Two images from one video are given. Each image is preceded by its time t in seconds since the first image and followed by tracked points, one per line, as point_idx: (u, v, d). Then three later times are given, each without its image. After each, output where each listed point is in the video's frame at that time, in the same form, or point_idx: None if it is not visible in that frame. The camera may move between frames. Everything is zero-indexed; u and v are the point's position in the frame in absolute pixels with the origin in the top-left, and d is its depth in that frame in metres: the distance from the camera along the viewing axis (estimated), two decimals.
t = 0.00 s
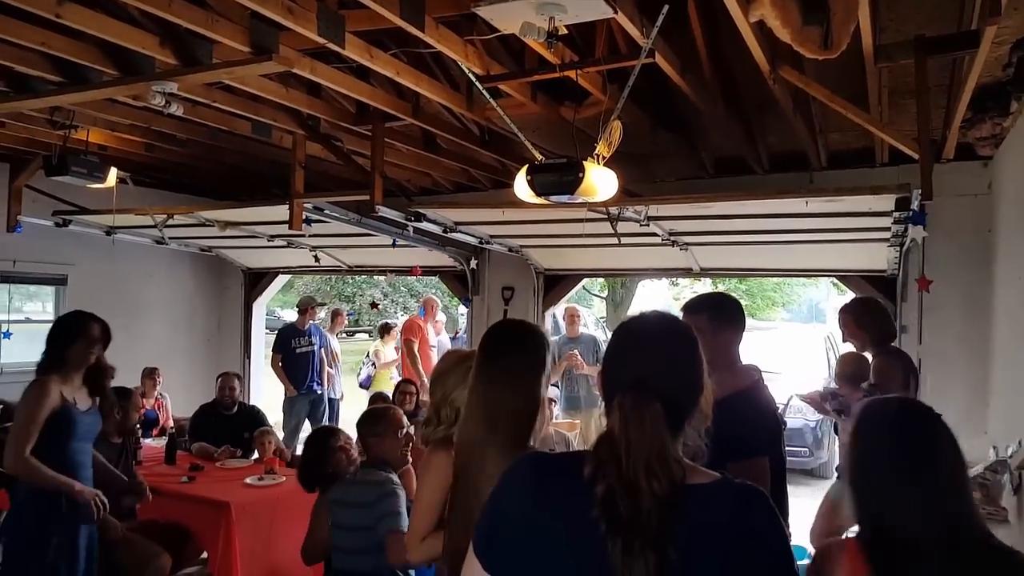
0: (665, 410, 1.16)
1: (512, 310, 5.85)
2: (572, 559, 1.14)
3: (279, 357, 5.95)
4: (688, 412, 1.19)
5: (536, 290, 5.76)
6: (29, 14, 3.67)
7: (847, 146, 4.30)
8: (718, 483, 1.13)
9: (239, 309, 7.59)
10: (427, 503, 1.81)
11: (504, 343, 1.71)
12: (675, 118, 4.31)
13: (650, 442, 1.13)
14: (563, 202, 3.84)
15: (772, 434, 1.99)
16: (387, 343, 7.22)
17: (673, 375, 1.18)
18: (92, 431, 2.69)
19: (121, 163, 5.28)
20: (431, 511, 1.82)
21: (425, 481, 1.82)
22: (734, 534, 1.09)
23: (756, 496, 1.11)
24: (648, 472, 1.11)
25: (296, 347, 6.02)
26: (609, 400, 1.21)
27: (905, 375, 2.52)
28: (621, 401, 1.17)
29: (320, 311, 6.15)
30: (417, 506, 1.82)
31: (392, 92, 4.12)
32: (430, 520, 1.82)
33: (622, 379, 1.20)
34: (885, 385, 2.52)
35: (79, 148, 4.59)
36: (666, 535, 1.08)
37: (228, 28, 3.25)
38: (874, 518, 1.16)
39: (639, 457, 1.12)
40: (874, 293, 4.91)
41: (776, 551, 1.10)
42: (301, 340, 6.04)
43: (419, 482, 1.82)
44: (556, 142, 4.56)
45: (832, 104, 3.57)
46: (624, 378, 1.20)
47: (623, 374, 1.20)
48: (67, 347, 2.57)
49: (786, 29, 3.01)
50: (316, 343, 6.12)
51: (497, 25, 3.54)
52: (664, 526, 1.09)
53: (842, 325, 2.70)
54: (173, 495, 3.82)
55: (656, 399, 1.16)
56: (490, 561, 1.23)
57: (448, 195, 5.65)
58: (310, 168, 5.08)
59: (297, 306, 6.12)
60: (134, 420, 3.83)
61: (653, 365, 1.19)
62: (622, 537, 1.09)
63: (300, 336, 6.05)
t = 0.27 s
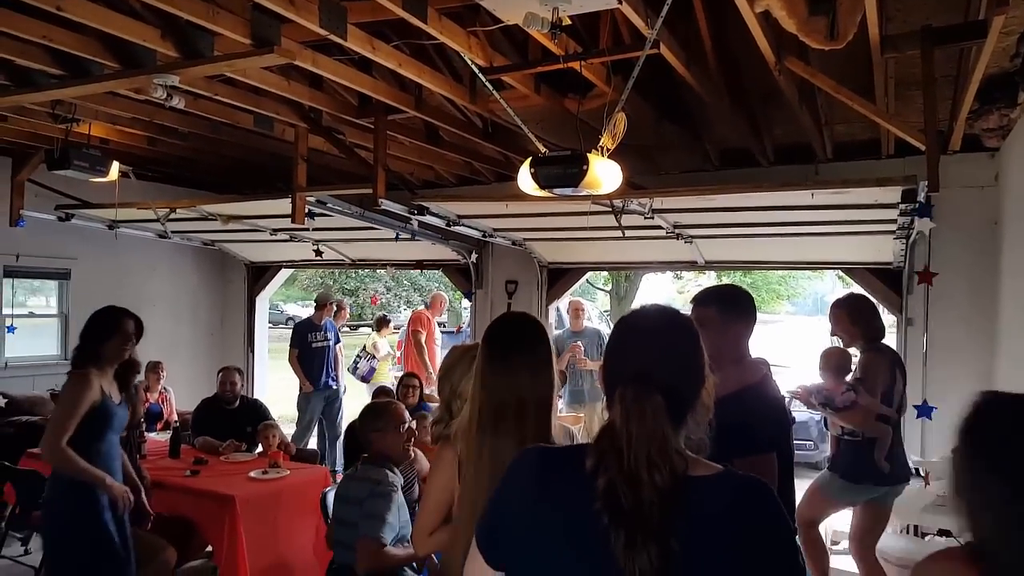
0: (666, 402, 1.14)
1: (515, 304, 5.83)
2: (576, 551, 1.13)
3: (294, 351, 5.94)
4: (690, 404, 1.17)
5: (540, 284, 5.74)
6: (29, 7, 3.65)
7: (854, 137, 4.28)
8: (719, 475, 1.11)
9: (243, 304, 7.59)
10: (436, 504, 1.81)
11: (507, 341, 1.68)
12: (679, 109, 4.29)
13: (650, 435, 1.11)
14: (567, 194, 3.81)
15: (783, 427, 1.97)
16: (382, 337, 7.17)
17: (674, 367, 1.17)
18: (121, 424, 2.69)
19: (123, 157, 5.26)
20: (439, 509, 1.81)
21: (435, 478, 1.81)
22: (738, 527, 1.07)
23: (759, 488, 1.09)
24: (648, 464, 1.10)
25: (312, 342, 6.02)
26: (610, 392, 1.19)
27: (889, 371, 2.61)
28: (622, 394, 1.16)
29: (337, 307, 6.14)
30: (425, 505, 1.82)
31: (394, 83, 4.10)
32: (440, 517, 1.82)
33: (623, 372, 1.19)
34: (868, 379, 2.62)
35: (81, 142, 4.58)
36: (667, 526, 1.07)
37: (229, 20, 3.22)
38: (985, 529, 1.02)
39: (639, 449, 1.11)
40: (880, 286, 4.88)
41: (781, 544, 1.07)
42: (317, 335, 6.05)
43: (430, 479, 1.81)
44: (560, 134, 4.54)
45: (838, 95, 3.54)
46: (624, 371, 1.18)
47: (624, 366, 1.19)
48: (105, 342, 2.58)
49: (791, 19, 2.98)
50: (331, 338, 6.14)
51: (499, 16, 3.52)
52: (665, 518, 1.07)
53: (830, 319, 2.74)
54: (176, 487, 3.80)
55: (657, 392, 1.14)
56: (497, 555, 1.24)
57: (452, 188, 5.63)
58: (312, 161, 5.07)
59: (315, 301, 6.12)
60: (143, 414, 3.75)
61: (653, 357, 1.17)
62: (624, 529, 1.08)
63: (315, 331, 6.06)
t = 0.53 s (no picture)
0: (663, 393, 1.14)
1: (520, 298, 5.80)
2: (573, 542, 1.12)
3: (310, 342, 5.91)
4: (688, 395, 1.16)
5: (545, 278, 5.73)
6: None
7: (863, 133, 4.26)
8: (717, 466, 1.09)
9: (247, 295, 7.59)
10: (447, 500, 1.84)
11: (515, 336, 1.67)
12: (687, 103, 4.27)
13: (647, 425, 1.11)
14: (573, 188, 3.80)
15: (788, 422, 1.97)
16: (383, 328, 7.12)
17: (672, 358, 1.15)
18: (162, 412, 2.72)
19: (129, 147, 5.26)
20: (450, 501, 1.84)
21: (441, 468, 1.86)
22: (736, 517, 1.05)
23: (758, 479, 1.08)
24: (644, 454, 1.09)
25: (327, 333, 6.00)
26: (607, 383, 1.19)
27: (868, 392, 2.81)
28: (618, 385, 1.15)
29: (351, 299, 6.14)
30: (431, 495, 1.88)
31: (401, 75, 4.08)
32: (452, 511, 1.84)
33: (619, 363, 1.17)
34: (849, 399, 2.82)
35: (87, 132, 4.57)
36: (665, 517, 1.06)
37: (235, 9, 3.20)
38: None
39: (636, 439, 1.10)
40: (887, 282, 4.86)
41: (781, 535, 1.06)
42: (332, 327, 6.03)
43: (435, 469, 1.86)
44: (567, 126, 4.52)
45: (848, 90, 3.52)
46: (621, 362, 1.17)
47: (620, 357, 1.18)
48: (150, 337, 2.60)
49: (802, 13, 2.96)
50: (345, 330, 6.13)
51: (507, 8, 3.50)
52: (662, 509, 1.06)
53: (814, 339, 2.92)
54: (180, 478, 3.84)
55: (654, 383, 1.14)
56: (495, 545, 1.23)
57: (457, 181, 5.62)
58: (318, 153, 5.06)
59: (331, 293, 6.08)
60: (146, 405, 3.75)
61: (650, 347, 1.16)
62: (621, 519, 1.07)
63: (330, 323, 6.03)
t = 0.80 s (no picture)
0: (657, 384, 1.14)
1: (522, 291, 5.85)
2: (566, 535, 1.13)
3: (316, 333, 5.91)
4: (682, 386, 1.17)
5: (546, 272, 5.74)
6: None
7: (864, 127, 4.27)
8: (709, 459, 1.10)
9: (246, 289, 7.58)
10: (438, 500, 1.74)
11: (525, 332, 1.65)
12: (689, 96, 4.28)
13: (639, 416, 1.11)
14: (575, 181, 3.80)
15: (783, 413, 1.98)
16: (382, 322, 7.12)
17: (666, 348, 1.16)
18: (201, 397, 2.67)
19: (130, 139, 5.26)
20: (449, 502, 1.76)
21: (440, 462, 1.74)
22: (727, 510, 1.06)
23: (749, 472, 1.08)
24: (636, 446, 1.09)
25: (332, 327, 6.01)
26: (601, 375, 1.19)
27: (848, 395, 3.03)
28: (611, 376, 1.16)
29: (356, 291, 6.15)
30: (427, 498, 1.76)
31: (402, 68, 4.08)
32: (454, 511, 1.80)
33: (613, 353, 1.18)
34: (831, 402, 3.00)
35: (88, 124, 4.57)
36: (657, 508, 1.06)
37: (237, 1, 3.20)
38: None
39: (628, 430, 1.11)
40: (886, 276, 4.87)
41: (774, 527, 1.07)
42: (337, 321, 6.03)
43: (432, 464, 1.75)
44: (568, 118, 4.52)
45: (850, 84, 3.53)
46: (614, 352, 1.18)
47: (615, 347, 1.18)
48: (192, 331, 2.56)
49: (804, 6, 2.95)
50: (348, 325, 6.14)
51: (509, 0, 3.50)
52: (654, 500, 1.06)
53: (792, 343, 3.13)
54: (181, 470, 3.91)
55: (647, 373, 1.14)
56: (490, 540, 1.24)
57: (458, 175, 5.63)
58: (319, 145, 5.06)
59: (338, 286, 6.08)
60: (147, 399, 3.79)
61: (645, 338, 1.16)
62: (613, 510, 1.07)
63: (335, 317, 6.04)
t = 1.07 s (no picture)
0: (658, 377, 1.13)
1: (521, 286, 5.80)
2: (570, 535, 1.11)
3: (316, 327, 5.92)
4: (683, 381, 1.16)
5: (547, 266, 5.74)
6: None
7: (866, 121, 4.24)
8: (712, 457, 1.09)
9: (249, 282, 7.60)
10: (430, 497, 1.74)
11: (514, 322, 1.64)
12: (691, 89, 4.26)
13: (642, 412, 1.10)
14: (575, 174, 3.79)
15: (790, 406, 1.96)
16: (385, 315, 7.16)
17: (667, 342, 1.14)
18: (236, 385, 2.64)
19: (132, 132, 5.26)
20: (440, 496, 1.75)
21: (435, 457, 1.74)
22: (731, 508, 1.05)
23: (752, 469, 1.08)
24: (638, 442, 1.08)
25: (332, 320, 6.02)
26: (602, 370, 1.18)
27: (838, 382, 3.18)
28: (612, 370, 1.15)
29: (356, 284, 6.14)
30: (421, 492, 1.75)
31: (403, 60, 4.08)
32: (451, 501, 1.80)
33: (614, 347, 1.17)
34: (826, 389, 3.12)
35: (90, 117, 4.57)
36: (661, 507, 1.05)
37: None
38: None
39: (630, 427, 1.10)
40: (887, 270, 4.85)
41: (777, 525, 1.06)
42: (337, 314, 6.04)
43: (426, 456, 1.75)
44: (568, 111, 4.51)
45: (852, 77, 3.50)
46: (615, 346, 1.17)
47: (616, 341, 1.17)
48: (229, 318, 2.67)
49: None
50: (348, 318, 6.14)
51: None
52: (658, 499, 1.05)
53: (780, 334, 3.19)
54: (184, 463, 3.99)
55: (649, 366, 1.13)
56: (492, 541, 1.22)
57: (460, 168, 5.62)
58: (320, 139, 5.06)
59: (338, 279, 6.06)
60: (148, 390, 3.87)
61: (645, 331, 1.15)
62: (617, 508, 1.06)
63: (335, 310, 6.05)
